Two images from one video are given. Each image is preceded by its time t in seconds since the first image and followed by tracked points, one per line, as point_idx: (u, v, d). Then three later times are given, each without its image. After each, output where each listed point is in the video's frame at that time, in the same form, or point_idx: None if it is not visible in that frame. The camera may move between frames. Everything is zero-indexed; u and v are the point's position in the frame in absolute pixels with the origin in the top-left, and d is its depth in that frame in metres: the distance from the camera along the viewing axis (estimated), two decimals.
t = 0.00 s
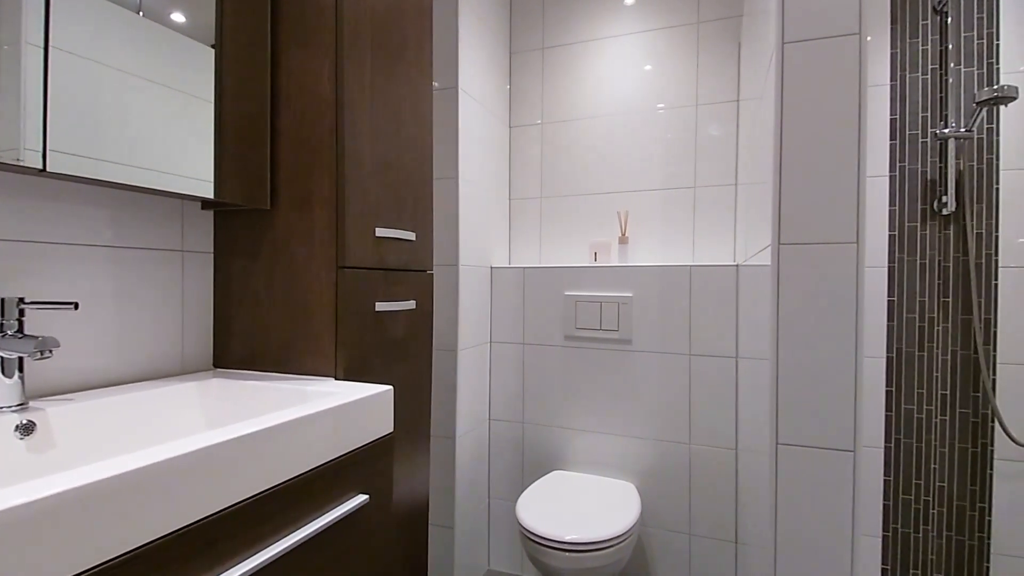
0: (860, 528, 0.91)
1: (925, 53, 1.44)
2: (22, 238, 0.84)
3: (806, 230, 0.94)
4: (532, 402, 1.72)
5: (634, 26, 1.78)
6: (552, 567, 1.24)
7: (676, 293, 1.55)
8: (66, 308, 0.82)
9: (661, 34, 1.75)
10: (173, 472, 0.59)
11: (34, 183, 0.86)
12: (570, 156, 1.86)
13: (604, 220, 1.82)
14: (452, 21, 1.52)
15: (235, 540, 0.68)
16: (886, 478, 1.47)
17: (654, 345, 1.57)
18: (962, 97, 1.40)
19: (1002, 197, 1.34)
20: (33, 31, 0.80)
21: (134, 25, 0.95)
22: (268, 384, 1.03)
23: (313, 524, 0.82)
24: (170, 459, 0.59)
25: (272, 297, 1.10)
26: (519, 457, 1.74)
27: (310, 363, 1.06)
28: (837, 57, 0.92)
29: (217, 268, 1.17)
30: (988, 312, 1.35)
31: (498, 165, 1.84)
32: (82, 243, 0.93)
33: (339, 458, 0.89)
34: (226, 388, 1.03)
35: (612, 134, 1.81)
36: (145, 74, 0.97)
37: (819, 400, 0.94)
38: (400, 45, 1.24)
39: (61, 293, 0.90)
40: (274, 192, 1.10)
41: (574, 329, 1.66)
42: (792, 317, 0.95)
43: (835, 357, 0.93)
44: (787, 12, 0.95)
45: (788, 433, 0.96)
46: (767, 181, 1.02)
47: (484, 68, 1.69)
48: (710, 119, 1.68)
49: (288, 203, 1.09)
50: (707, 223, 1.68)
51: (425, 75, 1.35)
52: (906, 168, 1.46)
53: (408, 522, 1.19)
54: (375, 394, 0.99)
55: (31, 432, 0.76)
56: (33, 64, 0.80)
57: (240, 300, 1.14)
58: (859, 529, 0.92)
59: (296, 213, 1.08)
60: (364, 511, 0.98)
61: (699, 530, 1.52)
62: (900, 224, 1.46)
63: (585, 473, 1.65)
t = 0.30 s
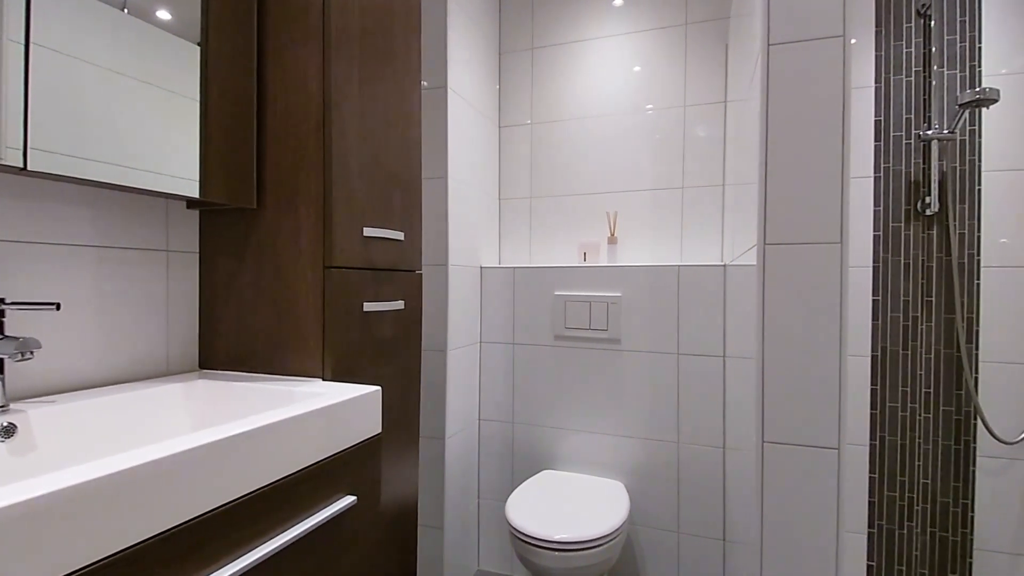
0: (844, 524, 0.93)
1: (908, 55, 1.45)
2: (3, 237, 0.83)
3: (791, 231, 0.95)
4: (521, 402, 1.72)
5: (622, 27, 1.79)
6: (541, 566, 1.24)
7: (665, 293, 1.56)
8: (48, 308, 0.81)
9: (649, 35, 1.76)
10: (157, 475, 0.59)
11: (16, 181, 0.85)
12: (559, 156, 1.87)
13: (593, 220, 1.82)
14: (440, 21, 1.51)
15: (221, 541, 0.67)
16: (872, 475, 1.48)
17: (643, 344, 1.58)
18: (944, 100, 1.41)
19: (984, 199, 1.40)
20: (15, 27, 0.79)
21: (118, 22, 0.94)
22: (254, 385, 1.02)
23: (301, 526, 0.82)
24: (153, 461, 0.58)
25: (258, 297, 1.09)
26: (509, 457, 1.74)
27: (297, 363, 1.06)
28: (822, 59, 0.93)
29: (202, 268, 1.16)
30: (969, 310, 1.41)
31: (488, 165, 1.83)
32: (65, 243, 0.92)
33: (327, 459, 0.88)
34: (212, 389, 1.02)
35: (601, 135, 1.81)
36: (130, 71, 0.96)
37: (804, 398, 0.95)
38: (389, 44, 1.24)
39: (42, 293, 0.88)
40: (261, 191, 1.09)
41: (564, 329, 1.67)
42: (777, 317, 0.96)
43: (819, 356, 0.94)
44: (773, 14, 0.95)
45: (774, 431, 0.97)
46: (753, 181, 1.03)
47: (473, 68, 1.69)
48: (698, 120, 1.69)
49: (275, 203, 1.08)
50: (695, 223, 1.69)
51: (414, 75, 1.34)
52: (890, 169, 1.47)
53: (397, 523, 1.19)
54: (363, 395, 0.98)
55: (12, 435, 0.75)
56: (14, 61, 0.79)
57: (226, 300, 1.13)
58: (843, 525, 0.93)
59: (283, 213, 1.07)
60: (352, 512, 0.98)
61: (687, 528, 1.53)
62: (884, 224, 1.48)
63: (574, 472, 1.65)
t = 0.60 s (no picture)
0: (830, 522, 0.94)
1: (894, 58, 1.47)
2: None
3: (777, 231, 0.96)
4: (511, 402, 1.72)
5: (611, 28, 1.80)
6: (531, 566, 1.24)
7: (654, 293, 1.56)
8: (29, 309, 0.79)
9: (638, 37, 1.76)
10: (141, 478, 0.58)
11: None
12: (548, 157, 1.87)
13: (583, 221, 1.83)
14: (430, 20, 1.51)
15: (206, 545, 0.66)
16: (857, 473, 1.50)
17: (632, 344, 1.59)
18: (928, 102, 1.43)
19: (967, 200, 1.42)
20: None
21: (102, 18, 0.92)
22: (241, 387, 1.01)
23: (288, 528, 0.81)
24: (139, 463, 0.58)
25: (245, 298, 1.08)
26: (499, 457, 1.74)
27: (284, 364, 1.05)
28: (808, 61, 0.94)
29: (188, 268, 1.15)
30: (953, 310, 1.43)
31: (477, 165, 1.83)
32: (48, 243, 0.90)
33: (315, 460, 0.88)
34: (198, 391, 1.01)
35: (591, 136, 1.82)
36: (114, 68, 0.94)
37: (791, 397, 0.96)
38: (378, 44, 1.23)
39: (23, 293, 0.87)
40: (247, 191, 1.08)
41: (554, 329, 1.67)
42: (764, 316, 0.97)
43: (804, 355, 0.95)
44: (760, 16, 0.96)
45: (761, 429, 0.98)
46: (740, 182, 1.04)
47: (462, 68, 1.69)
48: (687, 122, 1.70)
49: (262, 202, 1.07)
50: (683, 224, 1.70)
51: (403, 74, 1.34)
52: (876, 170, 1.49)
53: (386, 524, 1.18)
54: (351, 396, 0.98)
55: None
56: None
57: (212, 300, 1.12)
58: (829, 522, 0.94)
59: (270, 212, 1.06)
60: (340, 514, 0.97)
61: (676, 527, 1.54)
62: (870, 225, 1.49)
63: (564, 472, 1.65)
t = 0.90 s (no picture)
0: (814, 519, 0.95)
1: (878, 61, 1.49)
2: None
3: (762, 232, 0.97)
4: (501, 402, 1.72)
5: (600, 29, 1.80)
6: (520, 566, 1.24)
7: (642, 293, 1.57)
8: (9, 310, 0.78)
9: (627, 38, 1.77)
10: (125, 480, 0.57)
11: None
12: (538, 157, 1.87)
13: (572, 221, 1.83)
14: (418, 18, 1.50)
15: (191, 548, 0.66)
16: (842, 470, 1.52)
17: (620, 343, 1.60)
18: (911, 105, 1.46)
19: (949, 201, 1.44)
20: None
21: (86, 14, 0.91)
22: (227, 389, 1.00)
23: (275, 530, 0.80)
24: (122, 465, 0.57)
25: (231, 298, 1.07)
26: (488, 458, 1.74)
27: (271, 366, 1.04)
28: (792, 63, 0.95)
29: (172, 269, 1.13)
30: (935, 309, 1.45)
31: (466, 165, 1.83)
32: (30, 242, 0.89)
33: (302, 462, 0.87)
34: (182, 393, 0.99)
35: (580, 136, 1.82)
36: (98, 67, 0.93)
37: (775, 395, 0.97)
38: (366, 43, 1.23)
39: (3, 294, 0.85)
40: (233, 190, 1.07)
41: (543, 329, 1.67)
42: (749, 316, 0.98)
43: (788, 354, 0.96)
44: (745, 19, 0.97)
45: (747, 428, 0.99)
46: (726, 183, 1.05)
47: (451, 67, 1.69)
48: (675, 123, 1.71)
49: (248, 202, 1.06)
50: (671, 224, 1.72)
51: (391, 73, 1.33)
52: (860, 172, 1.51)
53: (373, 526, 1.17)
54: (338, 396, 0.97)
55: None
56: None
57: (197, 301, 1.11)
58: (813, 519, 0.96)
59: (256, 212, 1.05)
60: (327, 516, 0.96)
61: (664, 526, 1.55)
62: (854, 226, 1.51)
63: (553, 471, 1.66)
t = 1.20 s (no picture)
0: (797, 515, 0.96)
1: (861, 64, 1.51)
2: None
3: (745, 233, 0.98)
4: (489, 402, 1.72)
5: (588, 31, 1.81)
6: (507, 566, 1.24)
7: (629, 293, 1.58)
8: None
9: (614, 40, 1.78)
10: (104, 484, 0.56)
11: None
12: (526, 158, 1.87)
13: (560, 221, 1.84)
14: (405, 17, 1.50)
15: (171, 553, 0.65)
16: (825, 468, 1.54)
17: (607, 342, 1.60)
18: (892, 108, 1.48)
19: (929, 203, 1.47)
20: None
21: (66, 10, 0.89)
22: (211, 390, 0.99)
23: (260, 531, 0.80)
24: (105, 467, 0.56)
25: (214, 298, 1.06)
26: (476, 458, 1.74)
27: (255, 366, 1.03)
28: (775, 66, 0.96)
29: (154, 269, 1.12)
30: (916, 310, 1.48)
31: (454, 165, 1.83)
32: (9, 241, 0.87)
33: (288, 463, 0.87)
34: (165, 394, 0.98)
35: (568, 137, 1.83)
36: (79, 63, 0.91)
37: (758, 394, 0.98)
38: (352, 41, 1.22)
39: None
40: (216, 189, 1.06)
41: (531, 329, 1.67)
42: (733, 316, 0.99)
43: (771, 353, 0.97)
44: (729, 21, 0.98)
45: (731, 426, 1.00)
46: (710, 184, 1.06)
47: (439, 67, 1.68)
48: (662, 124, 1.72)
49: (231, 201, 1.05)
50: (657, 225, 1.73)
51: (378, 72, 1.32)
52: (843, 173, 1.53)
53: (360, 527, 1.17)
54: (324, 397, 0.97)
55: None
56: None
57: (180, 302, 1.09)
58: (796, 516, 0.97)
59: (240, 211, 1.04)
60: (312, 518, 0.96)
61: (650, 524, 1.56)
62: (837, 227, 1.53)
63: (541, 471, 1.66)
